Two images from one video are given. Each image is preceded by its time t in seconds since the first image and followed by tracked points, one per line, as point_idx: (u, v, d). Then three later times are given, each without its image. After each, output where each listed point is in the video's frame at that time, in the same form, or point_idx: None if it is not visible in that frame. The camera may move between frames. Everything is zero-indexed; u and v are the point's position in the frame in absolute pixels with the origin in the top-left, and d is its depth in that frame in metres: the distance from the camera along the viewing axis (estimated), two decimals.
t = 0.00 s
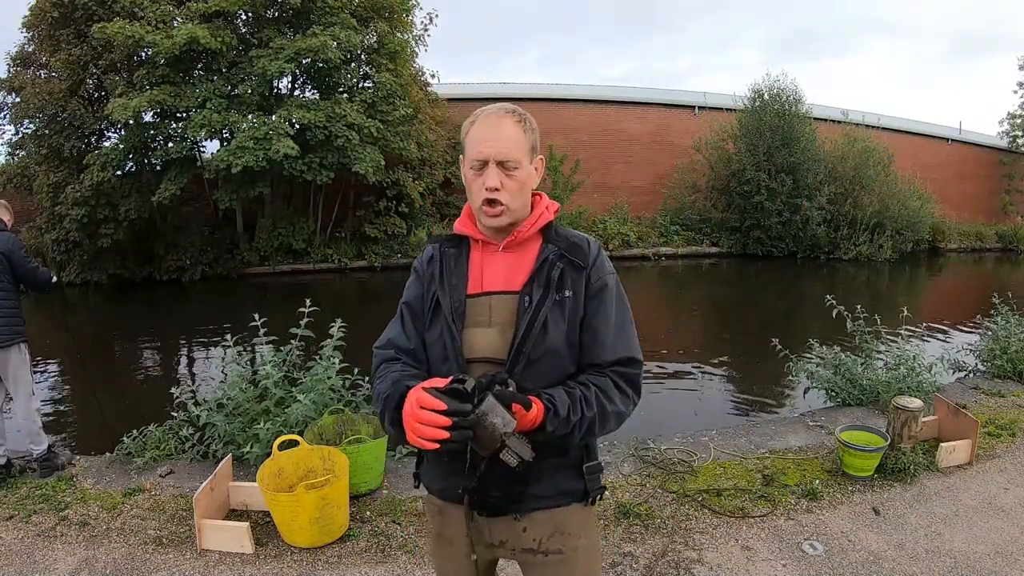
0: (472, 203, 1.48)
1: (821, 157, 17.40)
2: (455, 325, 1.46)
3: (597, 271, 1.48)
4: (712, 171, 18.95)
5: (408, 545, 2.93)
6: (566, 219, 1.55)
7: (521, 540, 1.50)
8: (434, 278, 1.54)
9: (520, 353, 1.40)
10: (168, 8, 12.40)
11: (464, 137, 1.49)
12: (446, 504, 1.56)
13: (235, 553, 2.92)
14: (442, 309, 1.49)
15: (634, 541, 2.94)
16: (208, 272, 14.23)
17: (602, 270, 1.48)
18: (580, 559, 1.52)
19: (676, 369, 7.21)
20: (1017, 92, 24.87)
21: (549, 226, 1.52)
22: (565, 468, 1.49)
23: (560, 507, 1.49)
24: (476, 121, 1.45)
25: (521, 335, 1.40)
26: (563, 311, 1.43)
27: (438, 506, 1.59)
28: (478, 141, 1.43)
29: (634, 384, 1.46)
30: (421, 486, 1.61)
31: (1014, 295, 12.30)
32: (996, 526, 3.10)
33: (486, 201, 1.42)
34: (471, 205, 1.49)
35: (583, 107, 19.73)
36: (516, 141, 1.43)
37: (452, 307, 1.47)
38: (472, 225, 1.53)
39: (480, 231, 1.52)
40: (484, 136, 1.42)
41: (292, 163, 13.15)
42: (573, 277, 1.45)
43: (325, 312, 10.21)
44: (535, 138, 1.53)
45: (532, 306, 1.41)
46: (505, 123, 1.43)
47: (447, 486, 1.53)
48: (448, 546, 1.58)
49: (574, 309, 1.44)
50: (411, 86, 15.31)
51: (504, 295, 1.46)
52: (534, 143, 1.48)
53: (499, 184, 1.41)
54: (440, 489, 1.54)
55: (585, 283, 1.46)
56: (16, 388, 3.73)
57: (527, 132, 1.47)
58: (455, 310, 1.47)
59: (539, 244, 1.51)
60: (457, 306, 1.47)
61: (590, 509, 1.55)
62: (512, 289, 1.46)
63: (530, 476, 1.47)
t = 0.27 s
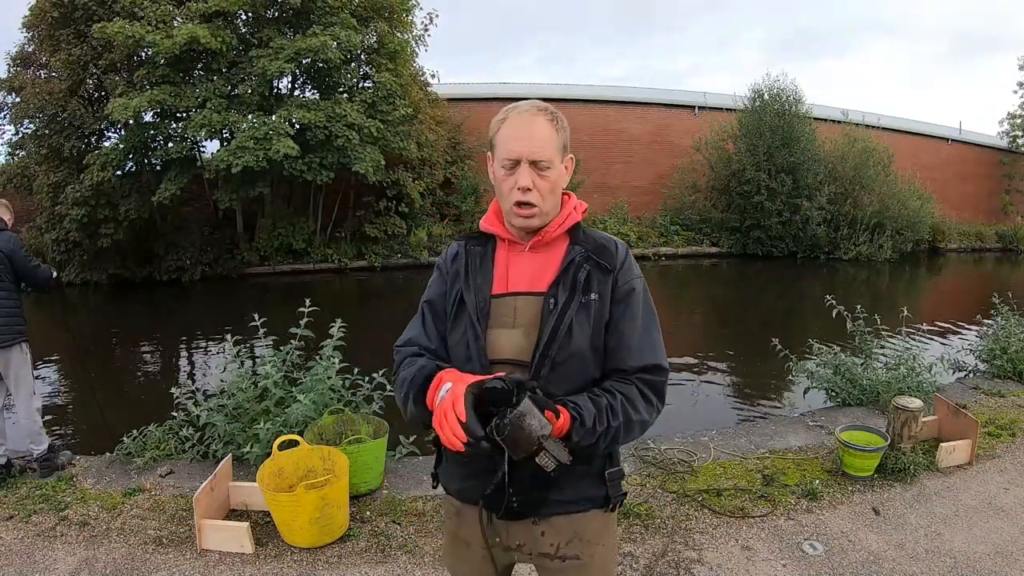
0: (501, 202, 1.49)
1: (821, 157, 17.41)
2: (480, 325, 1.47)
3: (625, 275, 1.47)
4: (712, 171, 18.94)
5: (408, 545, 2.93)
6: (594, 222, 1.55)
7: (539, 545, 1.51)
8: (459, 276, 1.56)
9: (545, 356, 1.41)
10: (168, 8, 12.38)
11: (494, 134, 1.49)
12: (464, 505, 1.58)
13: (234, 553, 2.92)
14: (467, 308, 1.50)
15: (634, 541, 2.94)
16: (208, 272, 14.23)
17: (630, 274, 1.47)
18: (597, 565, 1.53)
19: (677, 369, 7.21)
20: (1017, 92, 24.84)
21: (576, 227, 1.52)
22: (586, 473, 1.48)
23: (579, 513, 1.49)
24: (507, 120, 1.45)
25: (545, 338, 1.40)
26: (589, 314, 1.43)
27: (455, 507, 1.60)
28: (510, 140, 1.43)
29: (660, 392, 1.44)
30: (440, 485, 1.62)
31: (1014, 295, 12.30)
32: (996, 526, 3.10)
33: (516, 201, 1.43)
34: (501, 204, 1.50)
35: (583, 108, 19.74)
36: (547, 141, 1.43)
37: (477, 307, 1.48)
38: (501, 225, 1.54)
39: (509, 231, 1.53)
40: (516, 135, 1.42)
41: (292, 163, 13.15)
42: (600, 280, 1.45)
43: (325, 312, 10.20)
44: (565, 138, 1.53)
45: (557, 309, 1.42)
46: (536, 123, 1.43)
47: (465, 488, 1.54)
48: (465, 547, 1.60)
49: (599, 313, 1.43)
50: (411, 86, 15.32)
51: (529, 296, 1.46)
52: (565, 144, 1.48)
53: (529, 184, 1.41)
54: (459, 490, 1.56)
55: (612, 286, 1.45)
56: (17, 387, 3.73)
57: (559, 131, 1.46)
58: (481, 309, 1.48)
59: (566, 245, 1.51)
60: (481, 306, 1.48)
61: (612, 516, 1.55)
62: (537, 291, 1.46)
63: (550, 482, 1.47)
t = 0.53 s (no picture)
0: (515, 200, 1.49)
1: (821, 157, 17.41)
2: (493, 323, 1.48)
3: (640, 277, 1.46)
4: (712, 171, 18.94)
5: (408, 545, 2.93)
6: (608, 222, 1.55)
7: (545, 544, 1.51)
8: (474, 272, 1.56)
9: (556, 357, 1.41)
10: (168, 8, 12.38)
11: (505, 134, 1.49)
12: (470, 502, 1.58)
13: (234, 553, 2.92)
14: (480, 305, 1.51)
15: (635, 541, 2.94)
16: (208, 272, 14.23)
17: (645, 276, 1.47)
18: (602, 567, 1.53)
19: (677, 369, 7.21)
20: (1017, 93, 24.88)
21: (591, 227, 1.51)
22: (595, 474, 1.48)
23: (586, 514, 1.49)
24: (518, 120, 1.45)
25: (558, 338, 1.40)
26: (602, 315, 1.42)
27: (462, 504, 1.60)
28: (521, 140, 1.43)
29: (673, 396, 1.44)
30: (448, 481, 1.62)
31: (1014, 295, 12.30)
32: (996, 526, 3.10)
33: (528, 201, 1.43)
34: (515, 205, 1.50)
35: (583, 108, 19.74)
36: (559, 140, 1.42)
37: (490, 305, 1.49)
38: (516, 222, 1.55)
39: (524, 229, 1.53)
40: (526, 136, 1.42)
41: (292, 163, 13.15)
42: (613, 281, 1.45)
43: (325, 312, 10.21)
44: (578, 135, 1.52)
45: (571, 309, 1.42)
46: (548, 123, 1.42)
47: (472, 484, 1.54)
48: (470, 544, 1.60)
49: (613, 314, 1.43)
50: (411, 86, 15.32)
51: (543, 295, 1.46)
52: (577, 142, 1.47)
53: (541, 184, 1.41)
54: (466, 487, 1.56)
55: (626, 288, 1.45)
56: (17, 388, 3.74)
57: (571, 129, 1.46)
58: (494, 307, 1.49)
59: (581, 244, 1.50)
60: (495, 303, 1.48)
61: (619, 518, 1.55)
62: (552, 289, 1.46)
63: (558, 482, 1.47)
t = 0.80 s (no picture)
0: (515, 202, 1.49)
1: (821, 157, 17.41)
2: (493, 320, 1.48)
3: (642, 277, 1.46)
4: (712, 171, 18.94)
5: (408, 545, 2.93)
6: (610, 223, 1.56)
7: (542, 542, 1.51)
8: (476, 271, 1.57)
9: (556, 355, 1.41)
10: (168, 8, 12.38)
11: (503, 135, 1.47)
12: (469, 498, 1.58)
13: (234, 553, 2.92)
14: (480, 303, 1.52)
15: (635, 541, 2.94)
16: (208, 272, 14.23)
17: (646, 276, 1.47)
18: (599, 565, 1.52)
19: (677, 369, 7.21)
20: (1017, 93, 24.88)
21: (593, 228, 1.52)
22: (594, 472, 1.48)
23: (583, 512, 1.49)
24: (516, 122, 1.43)
25: (557, 336, 1.40)
26: (601, 315, 1.43)
27: (461, 500, 1.61)
28: (519, 142, 1.42)
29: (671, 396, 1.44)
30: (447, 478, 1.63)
31: (1014, 295, 12.30)
32: (996, 526, 3.10)
33: (527, 202, 1.43)
34: (515, 205, 1.50)
35: (584, 107, 19.74)
36: (556, 140, 1.41)
37: (492, 303, 1.49)
38: (517, 222, 1.55)
39: (525, 229, 1.54)
40: (524, 138, 1.41)
41: (292, 163, 13.15)
42: (614, 281, 1.45)
43: (325, 312, 10.20)
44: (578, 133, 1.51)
45: (570, 307, 1.42)
46: (546, 122, 1.41)
47: (470, 481, 1.54)
48: (469, 540, 1.61)
49: (613, 314, 1.43)
50: (411, 86, 15.32)
51: (543, 293, 1.46)
52: (576, 141, 1.46)
53: (538, 186, 1.41)
54: (464, 484, 1.56)
55: (626, 288, 1.45)
56: (15, 388, 3.73)
57: (569, 130, 1.45)
58: (496, 305, 1.49)
59: (582, 243, 1.51)
60: (496, 301, 1.49)
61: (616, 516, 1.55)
62: (552, 288, 1.46)
63: (556, 480, 1.47)
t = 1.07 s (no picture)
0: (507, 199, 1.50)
1: (821, 157, 17.40)
2: (487, 320, 1.48)
3: (635, 276, 1.45)
4: (712, 171, 18.94)
5: (408, 546, 2.93)
6: (606, 217, 1.54)
7: (539, 537, 1.51)
8: (470, 272, 1.57)
9: (548, 354, 1.40)
10: (168, 8, 12.38)
11: (491, 134, 1.48)
12: (466, 493, 1.59)
13: (234, 553, 2.92)
14: (474, 303, 1.52)
15: (635, 541, 2.94)
16: (208, 272, 14.23)
17: (640, 275, 1.45)
18: (596, 562, 1.53)
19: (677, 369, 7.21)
20: (1017, 93, 24.87)
21: (588, 223, 1.50)
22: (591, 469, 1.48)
23: (580, 507, 1.49)
24: (501, 121, 1.45)
25: (549, 336, 1.40)
26: (594, 313, 1.41)
27: (461, 494, 1.62)
28: (506, 137, 1.43)
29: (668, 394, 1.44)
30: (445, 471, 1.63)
31: (1014, 295, 12.30)
32: (996, 526, 3.10)
33: (517, 198, 1.43)
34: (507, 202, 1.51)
35: (584, 108, 19.74)
36: (543, 132, 1.42)
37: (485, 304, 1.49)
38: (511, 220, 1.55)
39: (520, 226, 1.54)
40: (510, 132, 1.43)
41: (292, 163, 13.15)
42: (607, 279, 1.43)
43: (325, 312, 10.21)
44: (567, 124, 1.51)
45: (563, 306, 1.40)
46: (531, 117, 1.43)
47: (471, 475, 1.54)
48: (468, 532, 1.62)
49: (606, 312, 1.42)
50: (411, 86, 15.32)
51: (537, 292, 1.46)
52: (565, 134, 1.47)
53: (527, 181, 1.42)
54: (464, 478, 1.55)
55: (620, 285, 1.44)
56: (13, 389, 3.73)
57: (556, 122, 1.45)
58: (489, 305, 1.49)
59: (577, 240, 1.49)
60: (490, 301, 1.49)
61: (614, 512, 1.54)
62: (545, 286, 1.46)
63: (553, 477, 1.46)
